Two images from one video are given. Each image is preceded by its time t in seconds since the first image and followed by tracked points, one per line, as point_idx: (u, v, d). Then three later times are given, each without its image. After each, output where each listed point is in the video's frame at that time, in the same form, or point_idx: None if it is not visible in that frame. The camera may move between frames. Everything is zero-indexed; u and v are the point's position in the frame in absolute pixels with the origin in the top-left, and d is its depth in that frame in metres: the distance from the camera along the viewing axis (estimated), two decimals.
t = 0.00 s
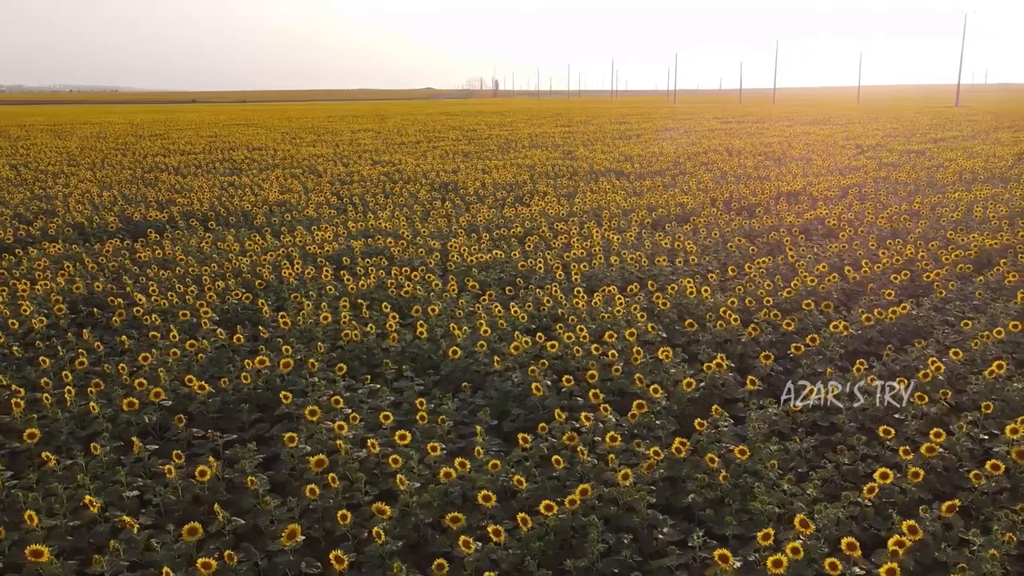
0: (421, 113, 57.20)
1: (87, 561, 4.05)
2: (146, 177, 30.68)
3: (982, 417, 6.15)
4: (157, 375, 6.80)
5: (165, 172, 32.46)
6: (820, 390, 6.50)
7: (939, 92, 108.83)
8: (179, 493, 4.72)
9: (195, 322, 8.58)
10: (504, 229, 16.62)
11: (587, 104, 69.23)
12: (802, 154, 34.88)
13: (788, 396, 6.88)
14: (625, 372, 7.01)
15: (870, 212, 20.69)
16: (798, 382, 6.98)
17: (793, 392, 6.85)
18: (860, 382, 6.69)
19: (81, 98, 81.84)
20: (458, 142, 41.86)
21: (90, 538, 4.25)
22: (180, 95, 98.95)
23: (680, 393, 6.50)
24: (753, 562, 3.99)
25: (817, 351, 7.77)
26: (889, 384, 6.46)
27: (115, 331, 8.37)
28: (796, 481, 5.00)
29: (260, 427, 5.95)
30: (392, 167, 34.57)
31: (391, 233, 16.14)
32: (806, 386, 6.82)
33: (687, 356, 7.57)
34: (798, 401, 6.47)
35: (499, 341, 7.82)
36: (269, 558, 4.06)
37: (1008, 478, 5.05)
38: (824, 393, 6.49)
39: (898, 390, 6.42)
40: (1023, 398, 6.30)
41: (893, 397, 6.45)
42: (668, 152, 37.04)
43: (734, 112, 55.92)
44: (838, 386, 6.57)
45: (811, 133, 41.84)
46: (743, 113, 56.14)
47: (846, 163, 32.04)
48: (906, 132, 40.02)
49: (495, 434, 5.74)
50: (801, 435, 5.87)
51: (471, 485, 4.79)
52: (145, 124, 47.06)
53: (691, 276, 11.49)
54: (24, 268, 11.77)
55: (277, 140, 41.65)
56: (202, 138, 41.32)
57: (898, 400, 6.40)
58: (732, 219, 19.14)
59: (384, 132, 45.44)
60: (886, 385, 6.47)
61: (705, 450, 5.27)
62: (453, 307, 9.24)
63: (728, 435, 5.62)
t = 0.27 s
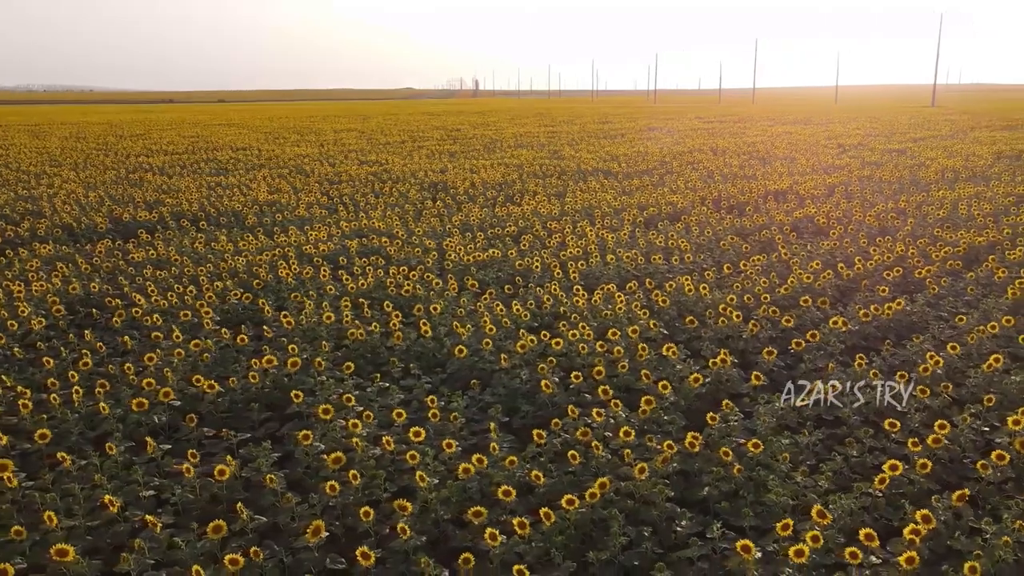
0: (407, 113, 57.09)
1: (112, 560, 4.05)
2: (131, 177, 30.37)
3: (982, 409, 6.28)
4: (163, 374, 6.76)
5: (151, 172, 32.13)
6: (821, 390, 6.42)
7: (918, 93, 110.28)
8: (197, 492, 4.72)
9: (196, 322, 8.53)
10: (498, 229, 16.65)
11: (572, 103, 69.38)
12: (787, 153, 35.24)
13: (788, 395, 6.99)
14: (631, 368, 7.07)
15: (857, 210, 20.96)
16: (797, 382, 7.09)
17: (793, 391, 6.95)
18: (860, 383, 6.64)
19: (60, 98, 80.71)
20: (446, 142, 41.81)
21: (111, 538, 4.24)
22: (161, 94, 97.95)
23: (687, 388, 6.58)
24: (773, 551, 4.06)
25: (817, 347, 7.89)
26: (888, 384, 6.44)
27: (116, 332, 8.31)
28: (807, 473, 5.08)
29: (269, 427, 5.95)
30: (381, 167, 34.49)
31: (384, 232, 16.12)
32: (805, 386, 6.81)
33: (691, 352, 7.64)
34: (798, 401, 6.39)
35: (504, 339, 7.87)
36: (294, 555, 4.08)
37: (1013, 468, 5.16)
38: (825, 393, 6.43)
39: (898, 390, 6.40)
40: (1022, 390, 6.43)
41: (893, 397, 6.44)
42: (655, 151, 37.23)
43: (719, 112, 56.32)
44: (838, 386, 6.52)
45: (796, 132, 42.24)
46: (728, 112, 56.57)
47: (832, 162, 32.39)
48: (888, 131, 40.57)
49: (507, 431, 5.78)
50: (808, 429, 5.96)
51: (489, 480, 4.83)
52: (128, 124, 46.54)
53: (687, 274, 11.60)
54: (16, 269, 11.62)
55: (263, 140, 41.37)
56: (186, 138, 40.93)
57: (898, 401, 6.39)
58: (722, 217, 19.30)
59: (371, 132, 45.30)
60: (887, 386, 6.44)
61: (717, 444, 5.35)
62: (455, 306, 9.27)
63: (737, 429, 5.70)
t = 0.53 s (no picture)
0: (391, 113, 56.91)
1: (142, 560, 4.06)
2: (115, 178, 30.02)
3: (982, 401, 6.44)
4: (172, 375, 6.73)
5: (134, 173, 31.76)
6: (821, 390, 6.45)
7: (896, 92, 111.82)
8: (220, 491, 4.72)
9: (199, 323, 8.48)
10: (492, 228, 16.70)
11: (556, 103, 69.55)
12: (771, 152, 35.62)
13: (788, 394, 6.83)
14: (639, 365, 7.16)
15: (843, 208, 21.27)
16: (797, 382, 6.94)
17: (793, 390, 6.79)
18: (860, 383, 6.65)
19: (36, 97, 79.36)
20: (432, 142, 41.76)
21: (139, 538, 4.24)
22: (139, 94, 96.63)
23: (695, 384, 6.68)
24: (796, 541, 4.15)
25: (818, 342, 8.03)
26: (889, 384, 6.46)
27: (118, 334, 8.26)
28: (820, 465, 5.19)
29: (284, 426, 5.95)
30: (367, 167, 34.38)
31: (378, 232, 16.10)
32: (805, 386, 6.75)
33: (695, 348, 7.75)
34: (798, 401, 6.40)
35: (511, 338, 7.92)
36: (324, 552, 4.11)
37: (1018, 457, 5.30)
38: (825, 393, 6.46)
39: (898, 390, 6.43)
40: (1020, 381, 6.60)
41: (893, 397, 6.47)
42: (641, 150, 37.44)
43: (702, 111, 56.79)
44: (837, 386, 6.56)
45: (778, 131, 42.70)
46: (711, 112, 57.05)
47: (815, 160, 32.80)
48: (869, 130, 41.15)
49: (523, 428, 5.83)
50: (816, 422, 6.08)
51: (511, 476, 4.89)
52: (109, 124, 45.94)
53: (684, 272, 11.73)
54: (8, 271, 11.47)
55: (247, 140, 41.05)
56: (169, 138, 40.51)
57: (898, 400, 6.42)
58: (712, 216, 19.50)
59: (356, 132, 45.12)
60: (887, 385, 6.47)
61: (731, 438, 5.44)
62: (458, 306, 9.31)
63: (748, 424, 5.80)
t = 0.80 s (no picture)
0: (378, 113, 56.76)
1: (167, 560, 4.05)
2: (101, 179, 29.71)
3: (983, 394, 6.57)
4: (180, 376, 6.70)
5: (120, 174, 31.41)
6: (822, 391, 6.46)
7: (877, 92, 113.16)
8: (240, 491, 4.72)
9: (202, 324, 8.44)
10: (486, 228, 16.74)
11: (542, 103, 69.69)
12: (758, 151, 35.92)
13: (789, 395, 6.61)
14: (645, 362, 7.24)
15: (831, 208, 21.54)
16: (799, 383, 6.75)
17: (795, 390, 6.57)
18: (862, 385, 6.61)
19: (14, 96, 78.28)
20: (420, 142, 41.70)
21: (162, 539, 4.23)
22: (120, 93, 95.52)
23: (703, 380, 6.75)
24: (815, 532, 4.23)
25: (818, 338, 8.16)
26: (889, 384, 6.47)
27: (121, 334, 8.20)
28: (830, 458, 5.28)
29: (297, 425, 5.96)
30: (356, 167, 34.29)
31: (373, 232, 16.09)
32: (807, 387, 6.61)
33: (699, 345, 7.85)
34: (799, 403, 6.36)
35: (516, 336, 7.97)
36: (350, 549, 4.12)
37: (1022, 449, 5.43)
38: (826, 395, 6.47)
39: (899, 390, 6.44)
40: (1018, 374, 6.75)
41: (892, 397, 6.49)
42: (629, 150, 37.64)
43: (688, 111, 57.16)
44: (837, 386, 6.58)
45: (764, 131, 43.08)
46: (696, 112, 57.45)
47: (802, 159, 33.14)
48: (852, 129, 41.66)
49: (534, 425, 5.89)
50: (822, 417, 6.19)
51: (530, 473, 4.93)
52: (92, 124, 45.40)
53: (680, 270, 11.86)
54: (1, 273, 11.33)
55: (233, 141, 40.76)
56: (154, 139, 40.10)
57: (898, 400, 6.44)
58: (703, 215, 19.66)
59: (343, 132, 44.96)
60: (887, 386, 6.48)
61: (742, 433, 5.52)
62: (460, 305, 9.35)
63: (757, 419, 5.89)
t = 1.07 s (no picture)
0: (363, 113, 56.55)
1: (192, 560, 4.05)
2: (84, 180, 29.34)
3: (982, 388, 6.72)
4: (187, 377, 6.66)
5: (103, 175, 31.04)
6: (821, 392, 6.47)
7: (857, 93, 114.58)
8: (258, 491, 4.72)
9: (203, 325, 8.40)
10: (479, 228, 16.79)
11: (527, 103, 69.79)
12: (743, 151, 36.26)
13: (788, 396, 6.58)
14: (650, 359, 7.31)
15: (818, 207, 21.81)
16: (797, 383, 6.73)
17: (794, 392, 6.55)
18: (861, 385, 6.64)
19: None
20: (407, 142, 41.63)
21: (184, 539, 4.23)
22: (99, 93, 94.23)
23: (709, 376, 6.84)
24: (832, 524, 4.31)
25: (817, 335, 8.29)
26: (889, 384, 6.49)
27: (122, 336, 8.14)
28: (840, 452, 5.38)
29: (309, 425, 5.96)
30: (343, 167, 34.16)
31: (366, 232, 16.08)
32: (806, 388, 6.60)
33: (702, 342, 7.93)
34: (799, 403, 6.36)
35: (521, 336, 8.02)
36: (374, 547, 4.14)
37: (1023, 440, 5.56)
38: (825, 395, 6.47)
39: (898, 390, 6.46)
40: (1016, 368, 6.90)
41: (892, 397, 6.52)
42: (616, 150, 37.81)
43: (672, 111, 57.52)
44: (837, 387, 6.58)
45: (748, 130, 43.47)
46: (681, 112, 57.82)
47: (787, 159, 33.48)
48: (835, 128, 42.17)
49: (546, 423, 5.94)
50: (827, 413, 6.29)
51: (547, 470, 4.98)
52: (73, 125, 44.80)
53: (676, 269, 11.97)
54: None
55: (218, 141, 40.41)
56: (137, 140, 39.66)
57: (898, 401, 6.46)
58: (693, 214, 19.85)
59: (329, 132, 44.76)
60: (887, 386, 6.50)
61: (752, 428, 5.61)
62: (462, 304, 9.37)
63: (765, 414, 5.98)
